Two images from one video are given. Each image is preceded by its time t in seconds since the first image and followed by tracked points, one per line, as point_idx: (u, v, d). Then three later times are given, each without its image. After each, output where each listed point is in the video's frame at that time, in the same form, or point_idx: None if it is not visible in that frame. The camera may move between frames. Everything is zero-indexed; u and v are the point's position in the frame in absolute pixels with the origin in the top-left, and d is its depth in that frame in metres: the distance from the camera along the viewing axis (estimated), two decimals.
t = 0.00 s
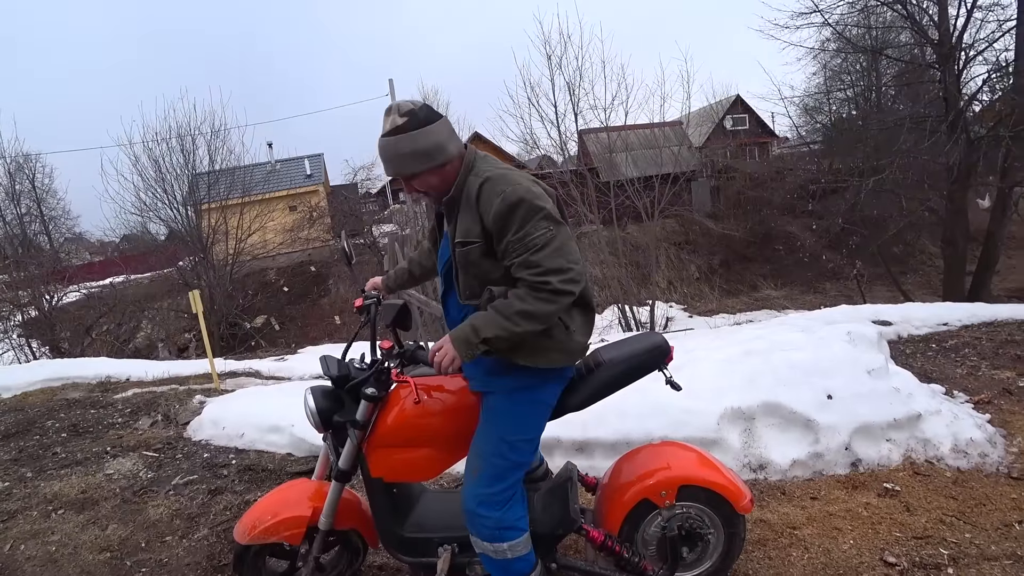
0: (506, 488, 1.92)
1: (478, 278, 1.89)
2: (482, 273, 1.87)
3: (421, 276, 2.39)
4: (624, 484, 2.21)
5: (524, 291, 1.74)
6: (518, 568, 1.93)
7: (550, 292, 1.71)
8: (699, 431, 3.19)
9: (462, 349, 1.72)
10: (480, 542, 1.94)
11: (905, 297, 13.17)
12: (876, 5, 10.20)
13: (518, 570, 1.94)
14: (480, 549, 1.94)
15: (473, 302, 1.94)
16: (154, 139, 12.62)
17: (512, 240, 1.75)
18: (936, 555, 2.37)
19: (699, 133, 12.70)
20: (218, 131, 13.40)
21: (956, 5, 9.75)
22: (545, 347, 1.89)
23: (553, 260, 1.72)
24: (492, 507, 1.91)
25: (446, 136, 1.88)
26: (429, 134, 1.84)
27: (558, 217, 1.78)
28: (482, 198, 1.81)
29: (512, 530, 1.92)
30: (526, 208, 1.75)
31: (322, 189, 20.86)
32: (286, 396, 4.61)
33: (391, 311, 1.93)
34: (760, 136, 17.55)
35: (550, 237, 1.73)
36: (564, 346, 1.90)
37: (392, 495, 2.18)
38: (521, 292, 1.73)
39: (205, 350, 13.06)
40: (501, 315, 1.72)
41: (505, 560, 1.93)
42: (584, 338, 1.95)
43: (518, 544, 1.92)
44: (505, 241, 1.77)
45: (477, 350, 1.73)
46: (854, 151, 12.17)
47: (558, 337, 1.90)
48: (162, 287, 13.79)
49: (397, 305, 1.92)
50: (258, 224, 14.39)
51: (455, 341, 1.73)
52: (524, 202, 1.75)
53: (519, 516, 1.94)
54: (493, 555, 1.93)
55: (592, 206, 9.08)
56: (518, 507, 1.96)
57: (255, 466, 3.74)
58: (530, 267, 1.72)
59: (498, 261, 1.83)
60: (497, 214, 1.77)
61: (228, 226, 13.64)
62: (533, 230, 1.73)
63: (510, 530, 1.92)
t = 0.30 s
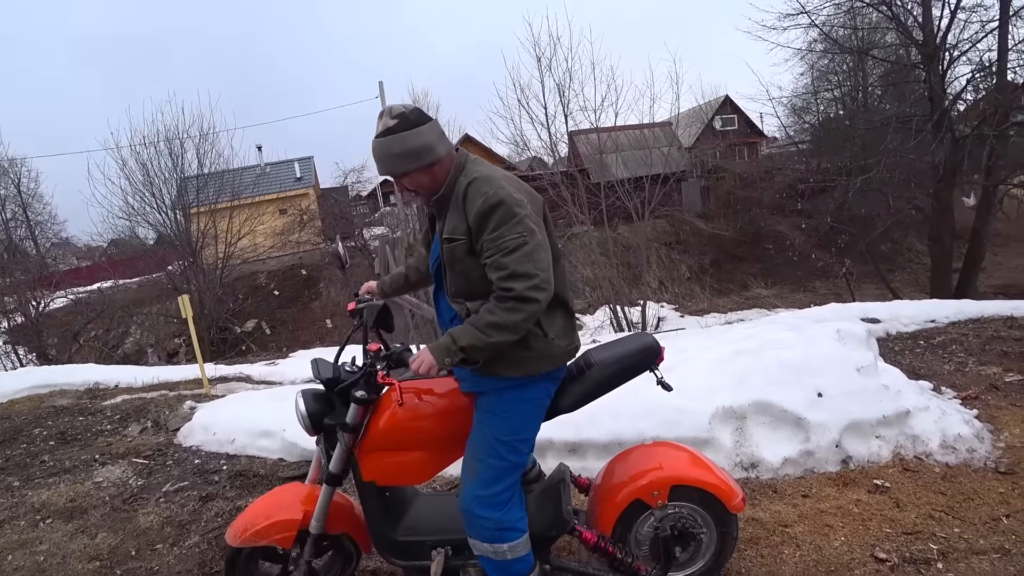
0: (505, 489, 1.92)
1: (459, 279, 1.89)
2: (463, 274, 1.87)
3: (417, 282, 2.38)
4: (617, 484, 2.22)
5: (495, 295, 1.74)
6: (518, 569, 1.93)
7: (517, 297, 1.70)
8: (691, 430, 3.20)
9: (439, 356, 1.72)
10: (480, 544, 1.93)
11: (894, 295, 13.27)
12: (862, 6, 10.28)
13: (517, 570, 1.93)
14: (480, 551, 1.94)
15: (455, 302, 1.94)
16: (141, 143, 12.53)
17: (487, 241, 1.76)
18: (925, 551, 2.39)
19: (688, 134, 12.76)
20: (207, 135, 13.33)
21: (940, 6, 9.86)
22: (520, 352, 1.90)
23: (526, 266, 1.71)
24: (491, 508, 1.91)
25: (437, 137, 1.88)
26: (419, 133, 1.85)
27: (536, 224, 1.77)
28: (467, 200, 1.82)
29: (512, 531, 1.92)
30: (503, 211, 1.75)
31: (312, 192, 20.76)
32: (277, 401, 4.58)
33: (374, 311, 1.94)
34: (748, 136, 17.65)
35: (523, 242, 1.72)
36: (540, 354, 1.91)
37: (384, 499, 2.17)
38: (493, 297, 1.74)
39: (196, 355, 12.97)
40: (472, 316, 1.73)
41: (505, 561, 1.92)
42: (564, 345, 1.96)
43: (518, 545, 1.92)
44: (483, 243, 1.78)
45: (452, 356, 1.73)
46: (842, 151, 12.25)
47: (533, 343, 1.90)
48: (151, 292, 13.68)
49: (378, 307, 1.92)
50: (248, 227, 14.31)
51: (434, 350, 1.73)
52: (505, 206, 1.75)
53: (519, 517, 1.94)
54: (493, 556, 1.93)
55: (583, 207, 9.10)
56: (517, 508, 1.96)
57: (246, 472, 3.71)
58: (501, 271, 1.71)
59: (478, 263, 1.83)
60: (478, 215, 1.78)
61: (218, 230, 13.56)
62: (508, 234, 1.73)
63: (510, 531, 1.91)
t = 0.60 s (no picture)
0: (500, 489, 1.92)
1: (446, 277, 1.89)
2: (450, 273, 1.87)
3: (415, 283, 2.38)
4: (608, 483, 2.23)
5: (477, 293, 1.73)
6: (513, 569, 1.93)
7: (498, 295, 1.70)
8: (681, 429, 3.22)
9: (414, 353, 1.71)
10: (476, 544, 1.93)
11: (881, 295, 13.41)
12: (849, 8, 10.38)
13: (512, 570, 1.94)
14: (475, 551, 1.94)
15: (442, 301, 1.93)
16: (128, 143, 12.40)
17: (473, 239, 1.76)
18: (913, 546, 2.41)
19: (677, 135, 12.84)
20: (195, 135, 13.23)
21: (926, 9, 9.99)
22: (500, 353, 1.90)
23: (510, 266, 1.71)
24: (488, 508, 1.91)
25: (428, 139, 1.88)
26: (409, 133, 1.85)
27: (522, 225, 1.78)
28: (455, 200, 1.83)
29: (508, 531, 1.92)
30: (490, 211, 1.75)
31: (301, 193, 20.66)
32: (267, 403, 4.55)
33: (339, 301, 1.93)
34: (737, 137, 17.82)
35: (507, 242, 1.72)
36: (523, 356, 1.91)
37: (375, 500, 2.16)
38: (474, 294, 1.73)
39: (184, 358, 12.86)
40: (452, 314, 1.73)
41: (502, 561, 1.92)
42: (548, 348, 1.97)
43: (514, 545, 1.92)
44: (468, 241, 1.77)
45: (428, 354, 1.72)
46: (829, 152, 12.37)
47: (514, 343, 1.91)
48: (138, 294, 13.55)
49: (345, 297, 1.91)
50: (236, 229, 14.21)
51: (410, 348, 1.72)
52: (493, 205, 1.76)
53: (514, 516, 1.95)
54: (489, 556, 1.93)
55: (573, 208, 9.11)
56: (512, 507, 1.97)
57: (236, 475, 3.69)
58: (485, 268, 1.71)
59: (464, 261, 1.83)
60: (466, 214, 1.78)
61: (206, 232, 13.45)
62: (494, 234, 1.73)
63: (506, 530, 1.92)
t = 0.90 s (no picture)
0: (490, 494, 1.93)
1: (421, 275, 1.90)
2: (425, 271, 1.88)
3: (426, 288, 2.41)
4: (599, 485, 2.24)
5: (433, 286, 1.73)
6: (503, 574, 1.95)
7: (449, 287, 1.69)
8: (671, 429, 3.24)
9: (351, 345, 1.74)
10: (465, 548, 1.94)
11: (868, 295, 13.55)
12: (838, 12, 10.48)
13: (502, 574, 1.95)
14: (464, 556, 1.95)
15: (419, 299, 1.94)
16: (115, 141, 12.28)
17: (441, 235, 1.76)
18: (898, 543, 2.45)
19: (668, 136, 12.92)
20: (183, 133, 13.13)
21: (912, 13, 10.12)
22: (481, 370, 1.91)
23: (470, 261, 1.69)
24: (478, 513, 1.92)
25: (415, 138, 1.89)
26: (397, 131, 1.86)
27: (496, 224, 1.76)
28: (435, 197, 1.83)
29: (498, 535, 1.93)
30: (462, 207, 1.75)
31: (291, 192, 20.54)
32: (256, 404, 4.53)
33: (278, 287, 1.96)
34: (728, 139, 17.95)
35: (471, 237, 1.71)
36: (504, 373, 1.90)
37: (364, 502, 2.16)
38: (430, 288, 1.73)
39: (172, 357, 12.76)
40: (400, 304, 1.72)
41: (491, 566, 1.94)
42: (529, 358, 1.94)
43: (503, 549, 1.94)
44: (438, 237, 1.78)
45: (363, 348, 1.75)
46: (818, 154, 12.49)
47: (497, 361, 1.90)
48: (125, 293, 13.42)
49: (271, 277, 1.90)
50: (225, 228, 14.11)
51: (349, 338, 1.75)
52: (467, 202, 1.76)
53: (504, 521, 1.96)
54: (478, 560, 1.94)
55: (564, 208, 9.12)
56: (502, 511, 1.98)
57: (224, 476, 3.66)
58: (443, 262, 1.71)
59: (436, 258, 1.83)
60: (441, 211, 1.78)
61: (194, 231, 13.35)
62: (460, 229, 1.73)
63: (496, 535, 1.93)
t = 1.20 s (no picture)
0: (480, 496, 1.94)
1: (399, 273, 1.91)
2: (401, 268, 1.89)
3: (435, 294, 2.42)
4: (591, 485, 2.25)
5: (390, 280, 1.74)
6: None
7: (403, 281, 1.70)
8: (661, 428, 3.26)
9: (297, 331, 1.75)
10: (456, 551, 1.94)
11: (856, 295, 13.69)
12: (826, 14, 10.59)
13: None
14: (455, 558, 1.95)
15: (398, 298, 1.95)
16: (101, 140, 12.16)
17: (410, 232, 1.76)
18: (886, 540, 2.48)
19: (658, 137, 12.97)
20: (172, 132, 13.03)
21: (899, 16, 10.24)
22: (457, 373, 1.90)
23: (432, 258, 1.70)
24: (468, 516, 1.92)
25: (400, 139, 1.89)
26: (381, 131, 1.86)
27: (467, 223, 1.75)
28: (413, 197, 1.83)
29: (488, 538, 1.94)
30: (434, 206, 1.75)
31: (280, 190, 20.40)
32: (245, 405, 4.50)
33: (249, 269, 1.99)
34: (718, 139, 18.07)
35: (436, 235, 1.71)
36: (481, 376, 1.89)
37: (354, 502, 2.16)
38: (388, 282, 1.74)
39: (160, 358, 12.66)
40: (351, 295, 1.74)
41: (482, 569, 1.94)
42: (508, 362, 1.91)
43: (494, 552, 1.94)
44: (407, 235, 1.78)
45: (313, 336, 1.75)
46: (806, 155, 12.61)
47: (472, 364, 1.89)
48: (111, 293, 13.29)
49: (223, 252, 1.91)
50: (214, 227, 14.01)
51: (298, 325, 1.75)
52: (439, 202, 1.75)
53: (495, 523, 1.96)
54: (469, 564, 1.95)
55: (554, 208, 9.13)
56: (493, 514, 1.98)
57: (213, 478, 3.64)
58: (403, 258, 1.71)
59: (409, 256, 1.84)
60: (415, 210, 1.79)
61: (182, 230, 13.25)
62: (426, 227, 1.73)
63: (486, 538, 1.93)
